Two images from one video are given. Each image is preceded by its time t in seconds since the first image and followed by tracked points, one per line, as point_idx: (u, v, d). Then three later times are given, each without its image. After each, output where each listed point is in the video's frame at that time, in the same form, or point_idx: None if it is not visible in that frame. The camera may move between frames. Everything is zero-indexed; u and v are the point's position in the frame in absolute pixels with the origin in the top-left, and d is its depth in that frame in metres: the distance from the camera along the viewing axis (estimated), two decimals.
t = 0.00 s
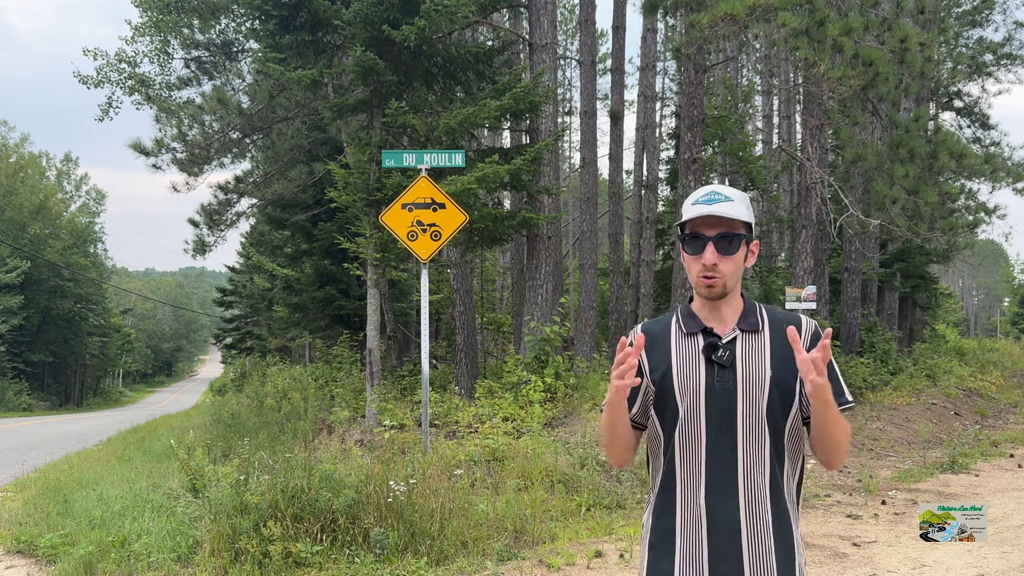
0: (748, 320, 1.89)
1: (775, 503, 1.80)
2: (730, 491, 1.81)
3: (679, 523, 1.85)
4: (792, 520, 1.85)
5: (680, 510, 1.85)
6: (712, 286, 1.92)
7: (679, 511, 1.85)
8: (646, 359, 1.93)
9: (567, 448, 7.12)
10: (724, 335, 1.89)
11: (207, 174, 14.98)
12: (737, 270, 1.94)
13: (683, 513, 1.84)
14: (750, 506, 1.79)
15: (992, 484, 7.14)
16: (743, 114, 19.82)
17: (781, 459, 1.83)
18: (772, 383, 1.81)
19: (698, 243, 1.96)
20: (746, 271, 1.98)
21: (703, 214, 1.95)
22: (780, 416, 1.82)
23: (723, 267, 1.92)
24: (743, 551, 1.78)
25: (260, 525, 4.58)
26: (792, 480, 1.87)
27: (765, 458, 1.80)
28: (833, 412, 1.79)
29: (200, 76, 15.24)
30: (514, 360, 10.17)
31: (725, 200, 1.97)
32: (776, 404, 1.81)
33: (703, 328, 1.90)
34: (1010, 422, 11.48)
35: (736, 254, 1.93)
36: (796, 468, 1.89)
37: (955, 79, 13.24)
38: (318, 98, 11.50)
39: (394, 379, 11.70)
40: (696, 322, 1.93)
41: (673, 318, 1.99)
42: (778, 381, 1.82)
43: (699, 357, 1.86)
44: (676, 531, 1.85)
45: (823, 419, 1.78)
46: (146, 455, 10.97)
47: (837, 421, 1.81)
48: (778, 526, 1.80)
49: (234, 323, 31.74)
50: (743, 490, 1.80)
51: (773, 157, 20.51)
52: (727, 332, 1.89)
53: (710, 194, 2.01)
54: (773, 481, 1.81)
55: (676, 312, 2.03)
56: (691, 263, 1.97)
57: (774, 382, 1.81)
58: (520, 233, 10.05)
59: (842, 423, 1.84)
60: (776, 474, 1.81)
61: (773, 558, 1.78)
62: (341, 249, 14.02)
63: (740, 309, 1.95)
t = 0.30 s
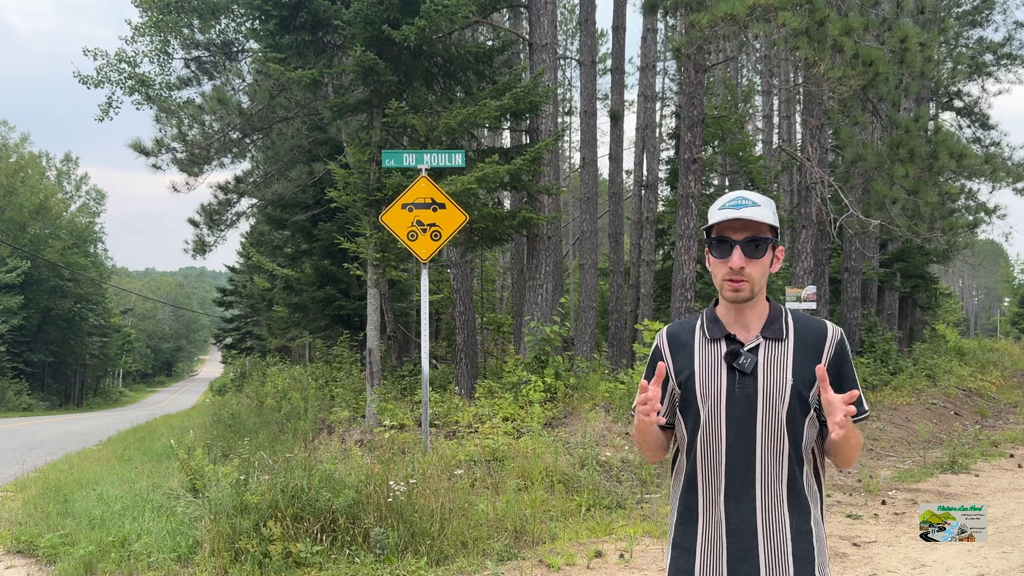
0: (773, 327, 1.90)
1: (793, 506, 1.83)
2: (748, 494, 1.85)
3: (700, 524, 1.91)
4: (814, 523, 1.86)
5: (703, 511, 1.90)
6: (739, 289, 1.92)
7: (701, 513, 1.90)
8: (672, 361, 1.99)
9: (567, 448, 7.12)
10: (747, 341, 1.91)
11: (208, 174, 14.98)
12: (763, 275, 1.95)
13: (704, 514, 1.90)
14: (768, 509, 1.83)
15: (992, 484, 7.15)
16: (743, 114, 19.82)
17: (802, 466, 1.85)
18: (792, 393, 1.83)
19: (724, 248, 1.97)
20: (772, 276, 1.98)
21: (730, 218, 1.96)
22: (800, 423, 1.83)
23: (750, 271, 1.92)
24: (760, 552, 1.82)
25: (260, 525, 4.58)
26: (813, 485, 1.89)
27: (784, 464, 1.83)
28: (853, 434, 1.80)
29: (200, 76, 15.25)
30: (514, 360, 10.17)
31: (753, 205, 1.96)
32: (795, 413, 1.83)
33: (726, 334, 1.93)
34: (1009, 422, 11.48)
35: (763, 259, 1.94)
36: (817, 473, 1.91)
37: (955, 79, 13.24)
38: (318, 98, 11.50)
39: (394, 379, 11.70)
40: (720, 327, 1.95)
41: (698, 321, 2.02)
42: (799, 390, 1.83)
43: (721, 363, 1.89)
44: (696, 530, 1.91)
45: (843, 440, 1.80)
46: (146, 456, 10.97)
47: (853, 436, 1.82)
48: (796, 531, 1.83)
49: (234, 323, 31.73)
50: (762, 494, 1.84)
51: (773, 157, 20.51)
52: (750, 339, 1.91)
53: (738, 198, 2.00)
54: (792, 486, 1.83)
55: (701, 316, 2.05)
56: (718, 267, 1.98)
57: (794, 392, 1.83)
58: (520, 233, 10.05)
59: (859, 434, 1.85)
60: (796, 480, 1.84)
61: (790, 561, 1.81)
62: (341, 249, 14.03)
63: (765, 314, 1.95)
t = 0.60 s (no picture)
0: (786, 329, 1.92)
1: (803, 505, 1.86)
2: (759, 492, 1.87)
3: (711, 521, 1.93)
4: (822, 522, 1.89)
5: (713, 509, 1.92)
6: (746, 286, 1.95)
7: (712, 510, 1.92)
8: (686, 358, 2.02)
9: (567, 447, 7.14)
10: (761, 342, 1.93)
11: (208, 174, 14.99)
12: (772, 272, 1.96)
13: (715, 510, 1.92)
14: (779, 507, 1.86)
15: (992, 484, 7.16)
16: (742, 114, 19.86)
17: (811, 465, 1.87)
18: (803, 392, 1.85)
19: (733, 245, 2.00)
20: (784, 275, 2.00)
21: (739, 217, 1.99)
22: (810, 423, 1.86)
23: (756, 266, 1.95)
24: (769, 549, 1.85)
25: (260, 525, 4.60)
26: (821, 486, 1.91)
27: (794, 464, 1.85)
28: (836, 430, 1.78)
29: (201, 77, 15.28)
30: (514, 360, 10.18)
31: (761, 204, 2.00)
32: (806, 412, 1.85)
33: (740, 335, 1.94)
34: (1009, 422, 11.49)
35: (771, 256, 1.96)
36: (825, 475, 1.92)
37: (955, 79, 13.26)
38: (318, 98, 11.52)
39: (395, 379, 11.72)
40: (734, 327, 1.96)
41: (711, 320, 2.03)
42: (810, 391, 1.86)
43: (736, 363, 1.91)
44: (708, 527, 1.93)
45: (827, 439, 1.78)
46: (147, 456, 10.98)
47: (852, 434, 1.83)
48: (805, 529, 1.85)
49: (234, 323, 31.75)
50: (773, 492, 1.86)
51: (772, 156, 20.54)
52: (764, 340, 1.92)
53: (748, 199, 2.04)
54: (802, 485, 1.86)
55: (715, 315, 2.06)
56: (727, 264, 2.00)
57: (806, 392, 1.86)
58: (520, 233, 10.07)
59: (862, 435, 1.86)
60: (805, 479, 1.86)
61: (798, 559, 1.84)
62: (342, 249, 14.05)
63: (779, 315, 1.97)
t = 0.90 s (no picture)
0: (788, 331, 1.93)
1: (803, 505, 1.86)
2: (759, 492, 1.87)
3: (711, 519, 1.93)
4: (823, 523, 1.89)
5: (713, 507, 1.93)
6: (747, 290, 1.95)
7: (712, 509, 1.93)
8: (690, 357, 2.02)
9: (567, 447, 7.14)
10: (763, 343, 1.94)
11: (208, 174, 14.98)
12: (774, 276, 1.96)
13: (715, 510, 1.93)
14: (779, 507, 1.86)
15: (991, 484, 7.16)
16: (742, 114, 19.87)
17: (812, 468, 1.87)
18: (804, 393, 1.87)
19: (736, 250, 2.00)
20: (786, 278, 1.99)
21: (741, 222, 1.99)
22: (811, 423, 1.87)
23: (758, 271, 1.95)
24: (769, 547, 1.86)
25: (260, 524, 4.61)
26: (822, 487, 1.91)
27: (794, 465, 1.86)
28: (816, 438, 1.77)
29: (201, 77, 15.28)
30: (514, 360, 10.17)
31: (763, 208, 1.99)
32: (806, 413, 1.87)
33: (743, 335, 1.95)
34: (1009, 422, 11.49)
35: (773, 260, 1.95)
36: (825, 476, 1.92)
37: (955, 79, 13.26)
38: (318, 98, 11.53)
39: (394, 379, 11.73)
40: (737, 328, 1.97)
41: (715, 321, 2.04)
42: (810, 393, 1.87)
43: (739, 364, 1.92)
44: (708, 525, 1.94)
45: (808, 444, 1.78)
46: (147, 455, 10.98)
47: (845, 437, 1.83)
48: (805, 529, 1.86)
49: (234, 323, 31.75)
50: (774, 492, 1.87)
51: (772, 156, 20.54)
52: (766, 341, 1.93)
53: (750, 203, 2.03)
54: (801, 487, 1.86)
55: (719, 316, 2.07)
56: (730, 268, 2.01)
57: (806, 392, 1.87)
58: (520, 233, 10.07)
59: (861, 439, 1.86)
60: (805, 479, 1.87)
61: (797, 558, 1.84)
62: (342, 249, 14.05)
63: (781, 317, 1.97)
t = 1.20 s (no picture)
0: (788, 329, 1.93)
1: (802, 503, 1.86)
2: (758, 490, 1.87)
3: (710, 515, 1.93)
4: (822, 521, 1.89)
5: (711, 504, 1.93)
6: (752, 289, 1.95)
7: (710, 506, 1.93)
8: (690, 356, 2.02)
9: (567, 447, 7.14)
10: (763, 341, 1.94)
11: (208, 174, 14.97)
12: (777, 276, 1.96)
13: (713, 507, 1.93)
14: (778, 505, 1.86)
15: (991, 484, 7.16)
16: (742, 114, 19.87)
17: (811, 465, 1.87)
18: (803, 391, 1.87)
19: (738, 250, 2.00)
20: (788, 277, 2.00)
21: (743, 221, 1.99)
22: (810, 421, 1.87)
23: (762, 271, 1.94)
24: (767, 545, 1.87)
25: (260, 525, 4.61)
26: (822, 486, 1.90)
27: (793, 462, 1.85)
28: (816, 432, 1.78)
29: (201, 77, 15.28)
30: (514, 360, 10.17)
31: (766, 208, 1.99)
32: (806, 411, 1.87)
33: (742, 334, 1.95)
34: (1009, 422, 11.49)
35: (776, 260, 1.95)
36: (827, 474, 1.92)
37: (955, 79, 13.27)
38: (318, 98, 11.53)
39: (394, 379, 11.73)
40: (737, 326, 1.97)
41: (715, 320, 2.04)
42: (810, 390, 1.87)
43: (738, 362, 1.92)
44: (707, 523, 1.94)
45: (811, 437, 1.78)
46: (147, 455, 10.98)
47: (848, 434, 1.83)
48: (804, 527, 1.86)
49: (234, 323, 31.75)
50: (772, 489, 1.87)
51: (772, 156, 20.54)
52: (765, 340, 1.93)
53: (753, 202, 2.03)
54: (801, 485, 1.86)
55: (719, 314, 2.07)
56: (732, 268, 2.01)
57: (806, 390, 1.87)
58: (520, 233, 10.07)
59: (863, 437, 1.85)
60: (805, 477, 1.86)
61: (795, 556, 1.84)
62: (342, 249, 14.06)
63: (781, 316, 1.98)
